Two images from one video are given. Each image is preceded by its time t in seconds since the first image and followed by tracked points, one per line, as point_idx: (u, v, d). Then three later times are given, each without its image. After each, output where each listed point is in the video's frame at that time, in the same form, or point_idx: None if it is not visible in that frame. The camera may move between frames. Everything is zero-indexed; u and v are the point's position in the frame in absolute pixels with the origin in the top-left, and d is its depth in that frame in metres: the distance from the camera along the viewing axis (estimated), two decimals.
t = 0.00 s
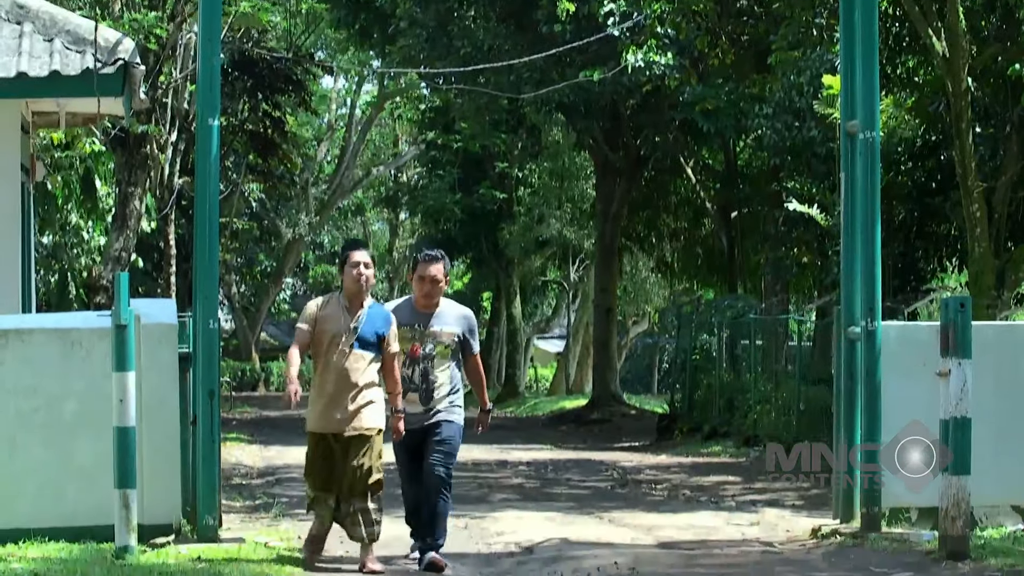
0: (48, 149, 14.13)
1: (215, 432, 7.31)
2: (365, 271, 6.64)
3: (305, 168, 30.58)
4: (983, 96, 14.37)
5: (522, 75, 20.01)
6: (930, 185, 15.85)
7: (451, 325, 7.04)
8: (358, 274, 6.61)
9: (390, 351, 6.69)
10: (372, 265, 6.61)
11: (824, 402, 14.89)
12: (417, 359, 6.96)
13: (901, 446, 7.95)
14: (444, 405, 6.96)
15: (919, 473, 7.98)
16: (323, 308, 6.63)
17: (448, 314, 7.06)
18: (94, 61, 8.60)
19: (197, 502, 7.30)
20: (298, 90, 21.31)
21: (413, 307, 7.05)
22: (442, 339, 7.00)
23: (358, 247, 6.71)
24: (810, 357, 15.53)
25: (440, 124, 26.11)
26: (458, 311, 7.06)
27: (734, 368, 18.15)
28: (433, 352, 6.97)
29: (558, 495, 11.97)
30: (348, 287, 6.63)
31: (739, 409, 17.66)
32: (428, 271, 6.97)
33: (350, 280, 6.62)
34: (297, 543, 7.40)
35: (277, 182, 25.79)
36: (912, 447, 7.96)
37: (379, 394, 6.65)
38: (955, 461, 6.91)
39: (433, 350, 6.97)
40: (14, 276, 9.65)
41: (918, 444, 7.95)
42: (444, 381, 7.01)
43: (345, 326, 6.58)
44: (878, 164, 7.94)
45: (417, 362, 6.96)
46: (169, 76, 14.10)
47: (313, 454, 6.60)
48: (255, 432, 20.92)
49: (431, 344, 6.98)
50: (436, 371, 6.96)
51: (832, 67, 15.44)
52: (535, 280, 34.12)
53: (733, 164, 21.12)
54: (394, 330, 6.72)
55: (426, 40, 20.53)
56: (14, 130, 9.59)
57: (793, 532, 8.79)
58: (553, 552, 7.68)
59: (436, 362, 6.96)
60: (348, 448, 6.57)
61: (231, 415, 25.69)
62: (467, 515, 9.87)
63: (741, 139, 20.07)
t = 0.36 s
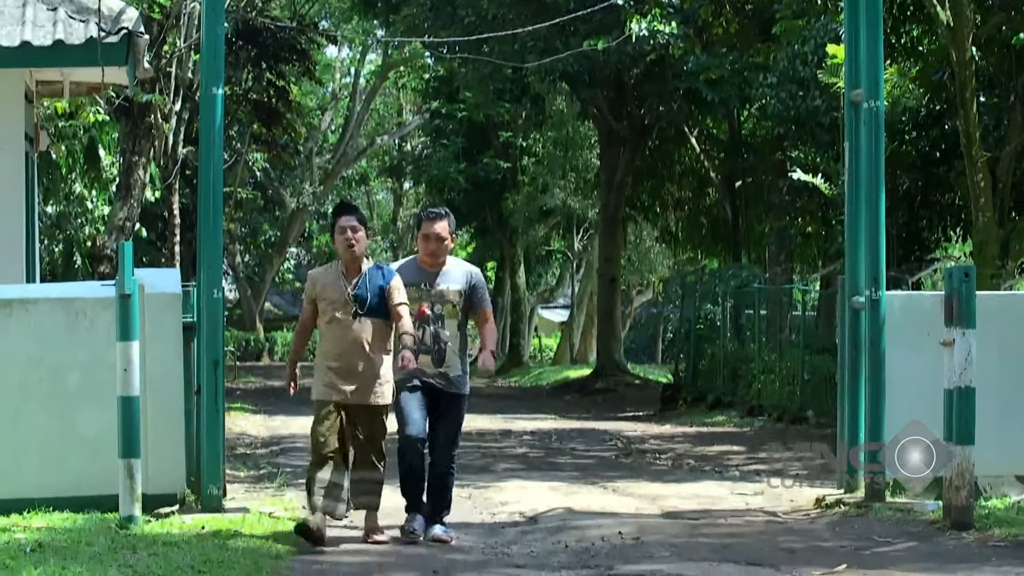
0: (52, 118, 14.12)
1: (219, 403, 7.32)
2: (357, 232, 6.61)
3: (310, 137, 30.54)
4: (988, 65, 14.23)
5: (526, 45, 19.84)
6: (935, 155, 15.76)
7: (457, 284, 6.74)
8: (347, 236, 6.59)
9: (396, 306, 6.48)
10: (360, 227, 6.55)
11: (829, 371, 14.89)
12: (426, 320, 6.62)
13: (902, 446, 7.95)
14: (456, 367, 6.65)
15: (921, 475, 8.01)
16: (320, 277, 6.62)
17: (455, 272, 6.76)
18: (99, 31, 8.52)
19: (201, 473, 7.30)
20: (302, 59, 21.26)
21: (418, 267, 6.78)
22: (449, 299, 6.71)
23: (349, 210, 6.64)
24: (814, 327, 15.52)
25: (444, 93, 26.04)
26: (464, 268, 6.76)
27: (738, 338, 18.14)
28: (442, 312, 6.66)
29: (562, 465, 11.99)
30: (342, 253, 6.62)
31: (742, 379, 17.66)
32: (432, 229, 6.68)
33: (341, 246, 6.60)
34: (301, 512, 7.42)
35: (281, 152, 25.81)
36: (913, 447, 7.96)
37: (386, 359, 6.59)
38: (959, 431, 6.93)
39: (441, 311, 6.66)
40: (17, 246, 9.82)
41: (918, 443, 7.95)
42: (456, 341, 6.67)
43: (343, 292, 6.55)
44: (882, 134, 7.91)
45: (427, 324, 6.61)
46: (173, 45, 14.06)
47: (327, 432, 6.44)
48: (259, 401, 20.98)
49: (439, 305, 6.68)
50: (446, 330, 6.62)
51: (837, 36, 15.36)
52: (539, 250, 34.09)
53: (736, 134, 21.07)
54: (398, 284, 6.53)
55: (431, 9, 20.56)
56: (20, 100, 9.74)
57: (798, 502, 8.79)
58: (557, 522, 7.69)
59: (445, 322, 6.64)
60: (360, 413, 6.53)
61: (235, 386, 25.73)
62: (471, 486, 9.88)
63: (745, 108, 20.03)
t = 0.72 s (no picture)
0: (61, 99, 14.14)
1: (229, 382, 7.34)
2: (338, 211, 6.27)
3: (319, 117, 30.54)
4: (998, 45, 14.13)
5: (536, 24, 19.80)
6: (944, 135, 15.71)
7: (459, 265, 6.55)
8: (330, 215, 6.24)
9: (383, 290, 6.25)
10: (343, 204, 6.23)
11: (839, 351, 14.88)
12: (429, 303, 6.46)
13: (900, 447, 7.91)
14: (461, 348, 6.50)
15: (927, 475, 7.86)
16: (303, 262, 6.26)
17: (457, 252, 6.57)
18: (108, 10, 8.51)
19: (211, 453, 7.33)
20: (312, 40, 21.26)
21: (418, 248, 6.57)
22: (451, 280, 6.53)
23: (329, 190, 6.34)
24: (824, 307, 15.49)
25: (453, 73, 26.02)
26: (466, 247, 6.57)
27: (748, 318, 18.13)
28: (444, 294, 6.50)
29: (572, 446, 12.02)
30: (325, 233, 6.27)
31: (752, 359, 17.65)
32: (432, 205, 6.49)
33: (323, 225, 6.24)
34: (310, 491, 7.45)
35: (291, 132, 25.84)
36: (912, 447, 7.91)
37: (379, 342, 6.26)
38: (970, 410, 6.93)
39: (443, 293, 6.50)
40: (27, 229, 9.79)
41: (918, 444, 7.91)
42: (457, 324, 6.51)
43: (330, 274, 6.20)
44: (893, 113, 7.89)
45: (429, 307, 6.46)
46: (182, 25, 14.07)
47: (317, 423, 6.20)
48: (267, 382, 21.05)
49: (441, 286, 6.51)
50: (449, 314, 6.47)
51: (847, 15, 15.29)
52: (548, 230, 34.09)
53: (746, 113, 21.03)
54: (383, 265, 6.31)
55: None
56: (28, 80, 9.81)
57: (807, 483, 8.78)
58: (567, 502, 7.70)
59: (448, 303, 6.48)
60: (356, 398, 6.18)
61: (245, 365, 25.81)
62: (481, 465, 9.90)
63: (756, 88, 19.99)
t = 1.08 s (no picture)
0: (73, 88, 14.19)
1: (240, 372, 7.37)
2: (366, 204, 5.92)
3: (330, 106, 30.59)
4: (1009, 34, 14.08)
5: (547, 14, 19.83)
6: (955, 124, 15.61)
7: (473, 260, 6.11)
8: (360, 207, 5.91)
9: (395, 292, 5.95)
10: (375, 198, 5.88)
11: (850, 341, 14.88)
12: (434, 295, 6.05)
13: (901, 446, 7.85)
14: (465, 345, 6.02)
15: (934, 469, 7.75)
16: (319, 249, 5.90)
17: (472, 246, 6.14)
18: None
19: (222, 442, 7.36)
20: (324, 30, 21.31)
21: (431, 238, 6.15)
22: (462, 275, 6.09)
23: (358, 181, 6.00)
24: (835, 297, 15.48)
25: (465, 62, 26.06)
26: (482, 244, 6.14)
27: (759, 307, 18.14)
28: (451, 288, 6.06)
29: (583, 435, 12.02)
30: (349, 224, 5.93)
31: (764, 348, 17.64)
32: (451, 197, 6.06)
33: (349, 215, 5.90)
34: (322, 481, 7.48)
35: (301, 122, 25.90)
36: (913, 448, 7.86)
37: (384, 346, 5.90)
38: (981, 400, 6.91)
39: (451, 286, 6.06)
40: (40, 212, 9.98)
41: (918, 444, 7.87)
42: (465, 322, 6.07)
43: (345, 268, 5.84)
44: (903, 103, 7.86)
45: (434, 299, 6.04)
46: (193, 14, 14.10)
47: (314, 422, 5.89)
48: (279, 371, 21.11)
49: (449, 280, 6.07)
50: (455, 309, 6.04)
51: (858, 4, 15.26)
52: (559, 219, 34.10)
53: (758, 103, 21.05)
54: (400, 270, 5.99)
55: None
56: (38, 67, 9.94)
57: (819, 472, 8.78)
58: (579, 491, 7.72)
59: (454, 299, 6.05)
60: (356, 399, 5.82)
61: (256, 354, 25.89)
62: (492, 455, 9.91)
63: (767, 77, 20.01)
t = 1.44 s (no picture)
0: (90, 75, 14.25)
1: (257, 360, 7.41)
2: (391, 180, 5.73)
3: (347, 94, 30.61)
4: None
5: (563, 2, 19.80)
6: (972, 113, 15.43)
7: (494, 238, 5.97)
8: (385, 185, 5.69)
9: (427, 267, 5.71)
10: (399, 174, 5.70)
11: (866, 329, 14.84)
12: (458, 276, 5.90)
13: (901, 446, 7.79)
14: (494, 325, 5.88)
15: (934, 470, 7.50)
16: (344, 230, 5.73)
17: (492, 223, 5.98)
18: None
19: (239, 429, 7.41)
20: (340, 18, 21.31)
21: (451, 218, 6.01)
22: (483, 254, 5.95)
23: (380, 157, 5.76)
24: (852, 285, 15.43)
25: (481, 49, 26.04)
26: (502, 220, 5.98)
27: (775, 295, 18.10)
28: (474, 268, 5.93)
29: (600, 422, 12.03)
30: (372, 202, 5.71)
31: (780, 337, 17.61)
32: (468, 174, 5.89)
33: (372, 193, 5.69)
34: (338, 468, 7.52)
35: (318, 109, 25.92)
36: (913, 447, 7.79)
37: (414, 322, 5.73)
38: (997, 387, 6.89)
39: (473, 266, 5.92)
40: (57, 200, 10.08)
41: (918, 444, 7.79)
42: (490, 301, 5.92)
43: (371, 247, 5.67)
44: (920, 90, 7.82)
45: (458, 280, 5.90)
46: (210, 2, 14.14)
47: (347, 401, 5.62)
48: (296, 359, 21.14)
49: (472, 260, 5.94)
50: (480, 288, 5.89)
51: None
52: (575, 207, 34.05)
53: (774, 91, 21.00)
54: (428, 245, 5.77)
55: None
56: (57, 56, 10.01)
57: (836, 460, 8.78)
58: (596, 478, 7.74)
59: (478, 279, 5.90)
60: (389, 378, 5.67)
61: (273, 342, 25.96)
62: (508, 442, 9.93)
63: (784, 65, 19.95)
